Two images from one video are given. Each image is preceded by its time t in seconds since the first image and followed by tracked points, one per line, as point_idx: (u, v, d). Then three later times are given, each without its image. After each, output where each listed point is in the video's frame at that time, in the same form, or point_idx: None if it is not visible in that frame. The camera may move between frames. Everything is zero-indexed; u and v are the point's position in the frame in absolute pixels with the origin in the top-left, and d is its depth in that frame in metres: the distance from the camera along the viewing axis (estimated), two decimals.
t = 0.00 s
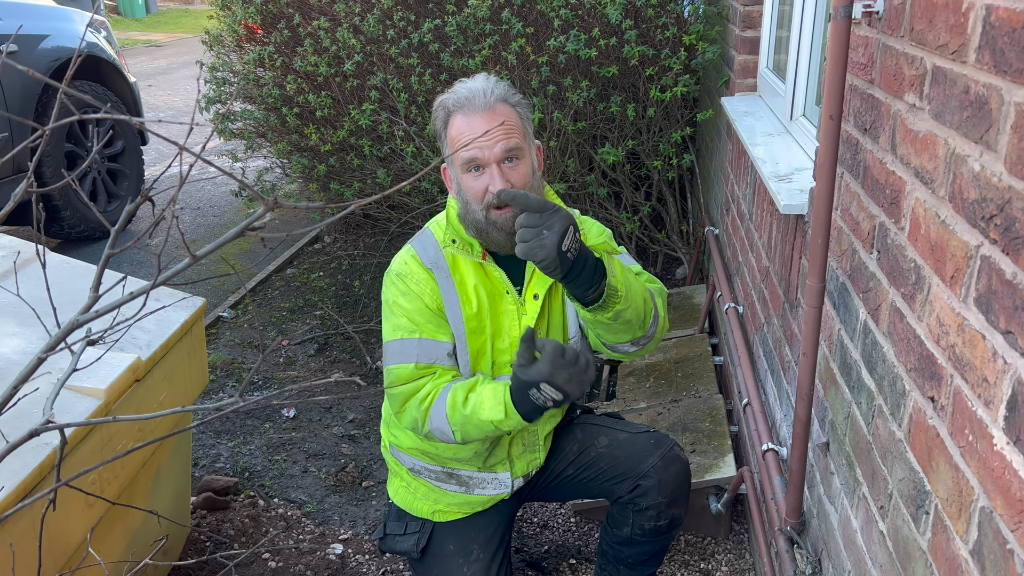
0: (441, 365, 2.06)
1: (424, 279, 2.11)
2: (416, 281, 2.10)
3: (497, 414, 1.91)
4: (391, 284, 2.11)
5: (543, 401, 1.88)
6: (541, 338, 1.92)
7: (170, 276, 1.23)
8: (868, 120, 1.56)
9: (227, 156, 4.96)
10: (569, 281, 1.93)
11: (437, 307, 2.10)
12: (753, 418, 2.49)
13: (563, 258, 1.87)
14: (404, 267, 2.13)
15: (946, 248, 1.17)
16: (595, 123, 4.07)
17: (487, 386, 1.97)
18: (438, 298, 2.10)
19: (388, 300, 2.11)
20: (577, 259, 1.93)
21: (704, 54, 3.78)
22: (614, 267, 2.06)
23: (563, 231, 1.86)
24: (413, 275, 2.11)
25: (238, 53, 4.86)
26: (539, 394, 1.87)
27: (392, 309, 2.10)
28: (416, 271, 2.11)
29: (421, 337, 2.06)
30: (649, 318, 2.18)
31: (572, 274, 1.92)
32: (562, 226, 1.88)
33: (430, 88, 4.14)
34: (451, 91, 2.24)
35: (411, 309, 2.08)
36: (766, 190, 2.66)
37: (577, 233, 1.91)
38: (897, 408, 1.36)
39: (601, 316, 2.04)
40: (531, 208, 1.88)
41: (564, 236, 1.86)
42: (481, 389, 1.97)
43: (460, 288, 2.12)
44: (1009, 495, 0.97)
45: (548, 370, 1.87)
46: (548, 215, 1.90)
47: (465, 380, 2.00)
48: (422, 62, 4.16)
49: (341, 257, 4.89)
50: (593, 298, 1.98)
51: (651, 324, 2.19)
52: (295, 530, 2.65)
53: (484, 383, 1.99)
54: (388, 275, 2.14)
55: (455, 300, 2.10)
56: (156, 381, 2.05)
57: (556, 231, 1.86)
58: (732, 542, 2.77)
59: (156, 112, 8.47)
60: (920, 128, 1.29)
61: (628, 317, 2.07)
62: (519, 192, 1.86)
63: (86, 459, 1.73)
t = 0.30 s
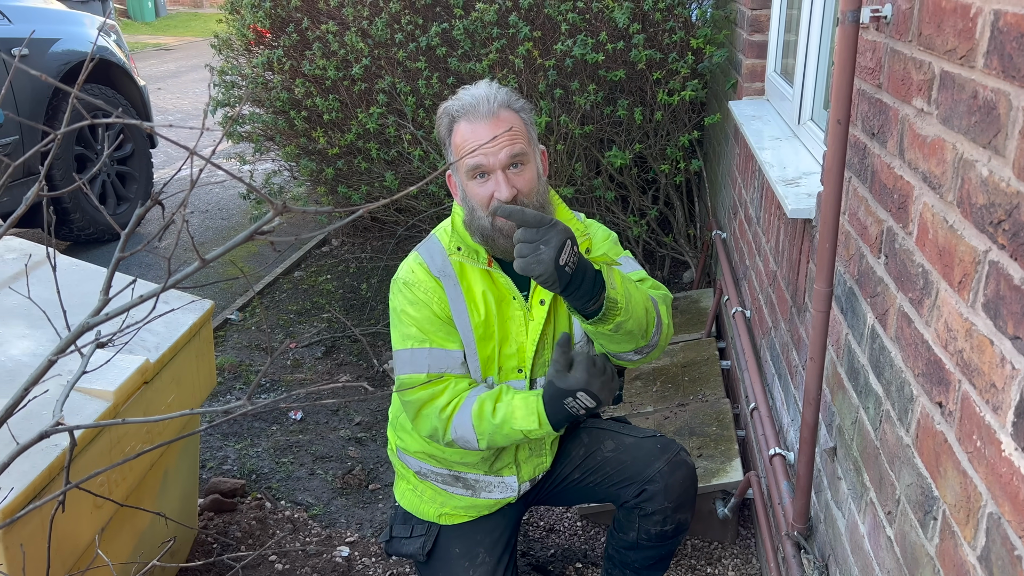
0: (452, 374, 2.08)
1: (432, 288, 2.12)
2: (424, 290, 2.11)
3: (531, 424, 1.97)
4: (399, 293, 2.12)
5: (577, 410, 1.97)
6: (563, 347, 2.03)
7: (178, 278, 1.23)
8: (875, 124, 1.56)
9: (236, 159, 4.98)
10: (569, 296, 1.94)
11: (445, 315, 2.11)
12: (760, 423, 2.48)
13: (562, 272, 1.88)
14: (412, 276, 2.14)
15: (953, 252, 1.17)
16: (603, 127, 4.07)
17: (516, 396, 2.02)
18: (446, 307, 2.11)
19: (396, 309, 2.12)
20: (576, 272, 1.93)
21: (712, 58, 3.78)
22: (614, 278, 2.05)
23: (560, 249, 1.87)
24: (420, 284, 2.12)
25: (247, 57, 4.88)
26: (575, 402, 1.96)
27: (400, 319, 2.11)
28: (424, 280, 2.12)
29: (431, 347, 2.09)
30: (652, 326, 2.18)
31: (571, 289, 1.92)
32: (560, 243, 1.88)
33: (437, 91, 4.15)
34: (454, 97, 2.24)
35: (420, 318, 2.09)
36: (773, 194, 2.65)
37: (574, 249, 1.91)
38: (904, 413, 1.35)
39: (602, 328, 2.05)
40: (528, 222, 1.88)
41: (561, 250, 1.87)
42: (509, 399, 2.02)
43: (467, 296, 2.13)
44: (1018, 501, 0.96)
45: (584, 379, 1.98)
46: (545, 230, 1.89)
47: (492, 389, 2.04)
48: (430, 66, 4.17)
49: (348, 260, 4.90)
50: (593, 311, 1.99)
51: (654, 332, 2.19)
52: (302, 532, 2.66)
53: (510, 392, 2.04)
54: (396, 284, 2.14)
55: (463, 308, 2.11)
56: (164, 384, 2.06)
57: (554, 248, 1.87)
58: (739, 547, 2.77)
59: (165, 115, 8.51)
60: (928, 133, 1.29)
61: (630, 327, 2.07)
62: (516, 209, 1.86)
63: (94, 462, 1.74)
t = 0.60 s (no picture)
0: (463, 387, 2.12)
1: (447, 302, 2.14)
2: (440, 303, 2.13)
3: (497, 425, 1.95)
4: (416, 306, 2.14)
5: (539, 403, 1.89)
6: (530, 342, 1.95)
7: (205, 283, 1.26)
8: (893, 132, 1.56)
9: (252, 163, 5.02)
10: (589, 298, 1.95)
11: (461, 328, 2.13)
12: (775, 429, 2.48)
13: (582, 274, 1.89)
14: (428, 289, 2.16)
15: (972, 261, 1.17)
16: (617, 132, 4.08)
17: (490, 398, 2.00)
18: (462, 319, 2.13)
19: (412, 322, 2.14)
20: (596, 274, 1.94)
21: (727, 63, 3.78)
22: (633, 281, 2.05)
23: (583, 248, 1.88)
24: (436, 298, 2.14)
25: (263, 62, 4.92)
26: (533, 395, 1.88)
27: (415, 333, 2.14)
28: (440, 293, 2.14)
29: (442, 362, 2.11)
30: (670, 329, 2.18)
31: (591, 291, 1.93)
32: (583, 244, 1.90)
33: (453, 96, 4.17)
34: (466, 109, 2.26)
35: (434, 332, 2.12)
36: (789, 200, 2.65)
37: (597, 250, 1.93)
38: (922, 421, 1.36)
39: (621, 330, 2.05)
40: (551, 223, 1.89)
41: (583, 252, 1.88)
42: (483, 402, 2.01)
43: (484, 308, 2.14)
44: None
45: (532, 371, 1.88)
46: (567, 231, 1.91)
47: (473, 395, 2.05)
48: (445, 71, 4.19)
49: (363, 264, 4.93)
50: (610, 312, 2.00)
51: (671, 335, 2.19)
52: (318, 535, 2.68)
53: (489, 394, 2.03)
54: (412, 297, 2.17)
55: (479, 320, 2.13)
56: (184, 386, 2.08)
57: (577, 247, 1.88)
58: (754, 553, 2.76)
59: (181, 119, 8.59)
60: (946, 141, 1.29)
61: (648, 330, 2.07)
62: (538, 210, 1.87)
63: (116, 464, 1.76)
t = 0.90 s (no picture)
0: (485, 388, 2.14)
1: (472, 302, 2.15)
2: (465, 303, 2.15)
3: (496, 422, 1.98)
4: (440, 307, 2.16)
5: (533, 399, 1.89)
6: (531, 338, 1.96)
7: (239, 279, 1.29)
8: (923, 133, 1.56)
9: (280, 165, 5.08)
10: (611, 300, 1.96)
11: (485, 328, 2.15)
12: (801, 432, 2.47)
13: (605, 276, 1.89)
14: (452, 289, 2.18)
15: (1003, 262, 1.17)
16: (642, 134, 4.08)
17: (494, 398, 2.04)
18: (487, 320, 2.15)
19: (437, 323, 2.17)
20: (619, 276, 1.94)
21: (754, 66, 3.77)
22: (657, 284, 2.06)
23: (606, 251, 1.89)
24: (461, 298, 2.16)
25: (292, 65, 4.98)
26: (527, 391, 1.88)
27: (439, 333, 2.16)
28: (464, 293, 2.16)
29: (464, 363, 2.14)
30: (693, 333, 2.18)
31: (613, 293, 1.94)
32: (607, 246, 1.90)
33: (478, 99, 4.19)
34: (494, 110, 2.27)
35: (459, 332, 2.14)
36: (816, 203, 2.64)
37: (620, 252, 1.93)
38: (951, 424, 1.35)
39: (643, 333, 2.06)
40: (575, 225, 1.90)
41: (607, 254, 1.89)
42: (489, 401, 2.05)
43: (508, 308, 2.16)
44: None
45: (524, 367, 1.89)
46: (591, 233, 1.91)
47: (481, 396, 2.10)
48: (471, 73, 4.21)
49: (388, 265, 4.96)
50: (632, 315, 2.00)
51: (694, 339, 2.19)
52: (343, 532, 2.71)
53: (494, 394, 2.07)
54: (438, 298, 2.19)
55: (503, 321, 2.15)
56: (214, 383, 2.11)
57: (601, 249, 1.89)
58: (778, 557, 2.75)
59: (209, 121, 8.71)
60: (977, 142, 1.29)
61: (670, 333, 2.08)
62: (563, 211, 1.88)
63: (149, 457, 1.80)
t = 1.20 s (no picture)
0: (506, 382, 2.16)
1: (493, 297, 2.17)
2: (486, 297, 2.17)
3: (520, 422, 2.01)
4: (462, 300, 2.19)
5: (558, 401, 1.91)
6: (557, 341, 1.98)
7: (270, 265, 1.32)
8: (947, 127, 1.55)
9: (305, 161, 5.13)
10: (631, 292, 1.97)
11: (506, 322, 2.17)
12: (822, 429, 2.47)
13: (624, 269, 1.91)
14: (474, 284, 2.20)
15: None
16: (665, 132, 4.08)
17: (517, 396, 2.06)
18: (508, 314, 2.17)
19: (458, 317, 2.19)
20: (637, 270, 1.96)
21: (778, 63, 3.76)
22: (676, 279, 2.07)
23: (625, 245, 1.90)
24: (482, 293, 2.18)
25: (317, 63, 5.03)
26: (552, 393, 1.90)
27: (461, 327, 2.18)
28: (485, 288, 2.18)
29: (485, 357, 2.16)
30: (712, 328, 2.19)
31: (631, 287, 1.96)
32: (626, 240, 1.92)
33: (502, 96, 4.21)
34: (518, 105, 2.29)
35: (480, 326, 2.16)
36: (840, 199, 2.63)
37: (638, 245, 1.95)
38: (973, 417, 1.35)
39: (661, 327, 2.07)
40: (594, 218, 1.92)
41: (625, 247, 1.90)
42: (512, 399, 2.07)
43: (529, 303, 2.18)
44: None
45: (550, 369, 1.90)
46: (611, 225, 1.93)
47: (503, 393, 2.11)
48: (495, 71, 4.24)
49: (410, 261, 5.00)
50: (651, 308, 2.02)
51: (713, 334, 2.19)
52: (365, 522, 2.74)
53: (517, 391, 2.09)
54: (459, 292, 2.21)
55: (524, 315, 2.17)
56: (241, 372, 2.15)
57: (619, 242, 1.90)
58: (798, 554, 2.74)
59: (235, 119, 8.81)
60: (1002, 135, 1.29)
61: (688, 327, 2.09)
62: (584, 204, 1.89)
63: (178, 442, 1.84)
